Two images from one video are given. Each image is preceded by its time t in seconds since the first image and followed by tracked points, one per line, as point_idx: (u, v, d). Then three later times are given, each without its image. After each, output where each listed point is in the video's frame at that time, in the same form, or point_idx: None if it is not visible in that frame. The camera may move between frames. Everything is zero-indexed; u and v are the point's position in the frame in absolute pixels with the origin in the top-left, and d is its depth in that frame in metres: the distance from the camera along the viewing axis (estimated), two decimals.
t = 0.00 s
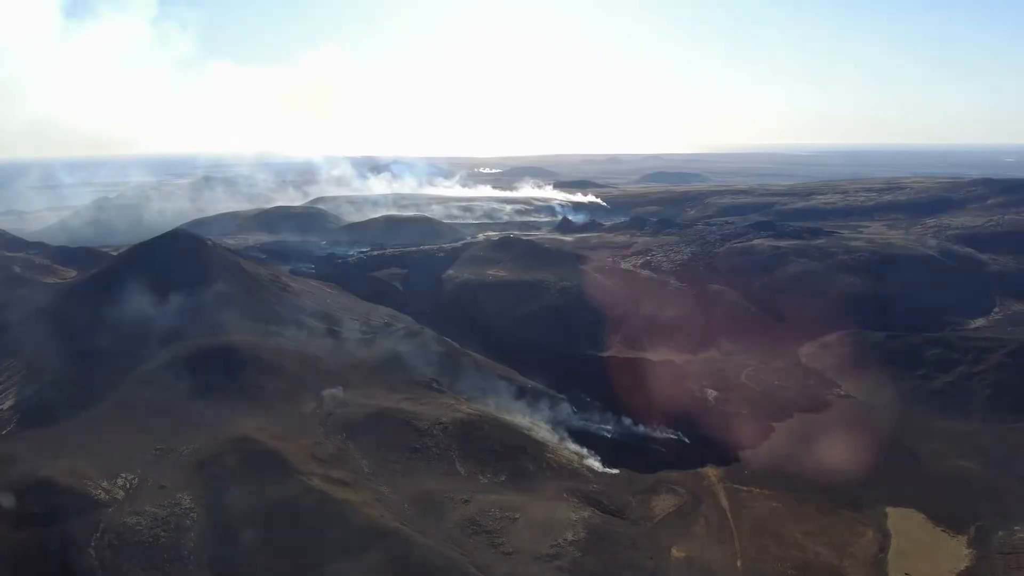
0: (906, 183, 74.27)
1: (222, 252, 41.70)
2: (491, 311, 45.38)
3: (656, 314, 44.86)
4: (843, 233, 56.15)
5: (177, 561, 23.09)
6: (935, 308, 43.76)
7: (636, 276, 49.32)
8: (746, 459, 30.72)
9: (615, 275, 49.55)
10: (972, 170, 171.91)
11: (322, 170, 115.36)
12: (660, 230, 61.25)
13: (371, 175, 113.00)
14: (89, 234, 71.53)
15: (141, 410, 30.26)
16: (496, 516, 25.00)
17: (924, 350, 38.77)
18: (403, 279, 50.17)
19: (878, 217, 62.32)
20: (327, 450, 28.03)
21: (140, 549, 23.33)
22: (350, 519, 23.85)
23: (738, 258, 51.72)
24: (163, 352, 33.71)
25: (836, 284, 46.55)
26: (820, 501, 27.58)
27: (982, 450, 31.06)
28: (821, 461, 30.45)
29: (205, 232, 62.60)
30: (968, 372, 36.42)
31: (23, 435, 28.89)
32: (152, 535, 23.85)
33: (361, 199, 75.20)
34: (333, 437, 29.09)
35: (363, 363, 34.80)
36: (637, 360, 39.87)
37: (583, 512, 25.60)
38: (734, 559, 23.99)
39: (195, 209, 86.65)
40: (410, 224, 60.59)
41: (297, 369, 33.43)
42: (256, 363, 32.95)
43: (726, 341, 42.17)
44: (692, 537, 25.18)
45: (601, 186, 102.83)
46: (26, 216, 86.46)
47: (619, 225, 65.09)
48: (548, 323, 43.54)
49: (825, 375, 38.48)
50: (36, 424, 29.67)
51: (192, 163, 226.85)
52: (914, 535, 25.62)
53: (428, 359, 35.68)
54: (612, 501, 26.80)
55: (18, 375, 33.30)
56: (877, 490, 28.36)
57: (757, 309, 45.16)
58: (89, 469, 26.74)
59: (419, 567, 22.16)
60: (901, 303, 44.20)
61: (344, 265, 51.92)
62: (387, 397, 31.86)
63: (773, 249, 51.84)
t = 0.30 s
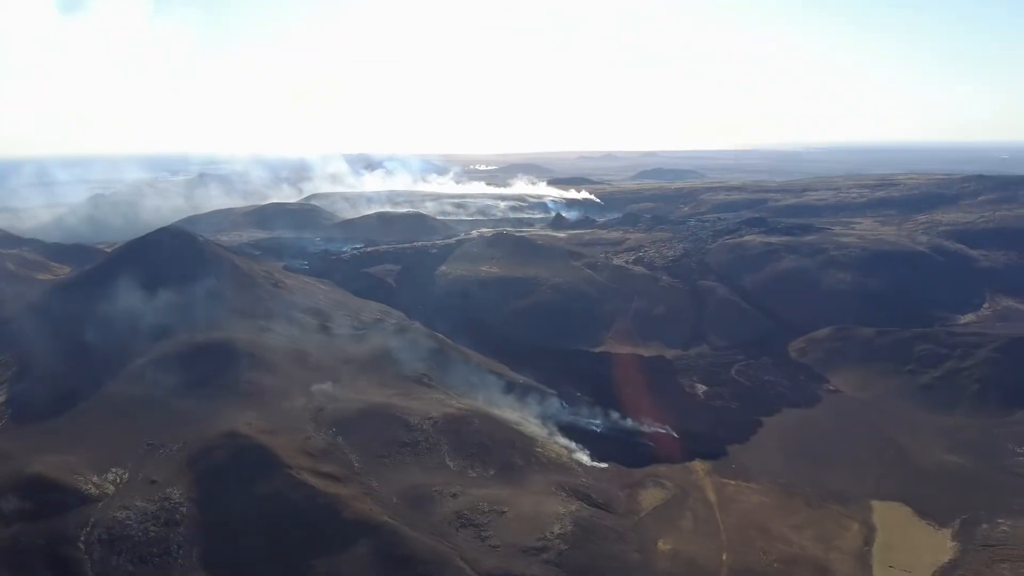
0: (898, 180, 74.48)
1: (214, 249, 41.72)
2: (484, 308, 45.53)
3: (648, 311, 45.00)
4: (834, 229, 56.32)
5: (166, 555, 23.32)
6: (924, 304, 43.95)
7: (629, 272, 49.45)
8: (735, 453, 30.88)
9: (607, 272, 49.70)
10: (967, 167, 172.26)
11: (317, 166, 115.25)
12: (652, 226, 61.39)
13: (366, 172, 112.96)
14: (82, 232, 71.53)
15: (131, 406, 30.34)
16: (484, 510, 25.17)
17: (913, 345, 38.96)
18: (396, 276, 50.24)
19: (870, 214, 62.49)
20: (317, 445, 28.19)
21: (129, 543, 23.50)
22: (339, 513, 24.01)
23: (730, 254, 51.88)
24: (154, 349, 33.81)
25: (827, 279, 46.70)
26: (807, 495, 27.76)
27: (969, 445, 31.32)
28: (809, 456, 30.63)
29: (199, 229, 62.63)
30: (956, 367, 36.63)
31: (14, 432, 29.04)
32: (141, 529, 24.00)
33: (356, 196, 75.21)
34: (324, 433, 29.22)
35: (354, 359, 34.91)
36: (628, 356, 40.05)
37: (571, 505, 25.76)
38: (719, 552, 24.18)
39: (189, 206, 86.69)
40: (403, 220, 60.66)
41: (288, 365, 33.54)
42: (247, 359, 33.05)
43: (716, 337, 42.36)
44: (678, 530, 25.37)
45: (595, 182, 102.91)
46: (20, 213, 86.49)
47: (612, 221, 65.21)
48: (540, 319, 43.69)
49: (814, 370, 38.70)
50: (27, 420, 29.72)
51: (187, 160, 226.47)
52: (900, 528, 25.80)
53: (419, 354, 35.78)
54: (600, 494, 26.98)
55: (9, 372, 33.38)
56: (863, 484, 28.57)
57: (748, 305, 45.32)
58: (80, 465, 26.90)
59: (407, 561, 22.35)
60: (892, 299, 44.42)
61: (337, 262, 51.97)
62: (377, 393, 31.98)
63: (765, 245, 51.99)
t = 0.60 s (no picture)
0: (891, 171, 74.56)
1: (204, 240, 41.63)
2: (475, 299, 45.60)
3: (639, 302, 45.10)
4: (826, 220, 56.42)
5: (155, 545, 23.61)
6: (914, 295, 44.12)
7: (620, 263, 49.50)
8: (722, 442, 31.04)
9: (598, 263, 49.75)
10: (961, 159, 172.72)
11: (310, 157, 114.97)
12: (645, 218, 61.42)
13: (360, 164, 112.74)
14: (75, 224, 71.37)
15: (121, 397, 30.37)
16: (471, 499, 25.31)
17: (902, 335, 39.11)
18: (388, 267, 50.25)
19: (863, 205, 62.59)
20: (306, 435, 28.27)
21: (118, 533, 23.69)
22: (327, 502, 24.12)
23: (722, 245, 51.94)
24: (144, 340, 33.83)
25: (818, 270, 46.80)
26: (794, 484, 27.94)
27: (955, 435, 31.53)
28: (796, 445, 30.83)
29: (191, 221, 62.53)
30: (944, 357, 36.81)
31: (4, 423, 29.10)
32: (130, 519, 24.15)
33: (349, 187, 75.08)
34: (313, 423, 29.28)
35: (344, 351, 34.96)
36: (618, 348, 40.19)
37: (558, 494, 25.90)
38: (704, 540, 24.35)
39: (182, 197, 86.48)
40: (396, 212, 60.61)
41: (278, 356, 33.60)
42: (236, 350, 33.07)
43: (707, 328, 42.49)
44: (665, 518, 25.55)
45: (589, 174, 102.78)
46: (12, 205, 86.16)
47: (605, 213, 65.22)
48: (531, 311, 43.79)
49: (804, 360, 38.86)
50: (16, 412, 29.73)
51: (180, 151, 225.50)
52: (884, 516, 26.01)
53: (408, 344, 35.80)
54: (587, 483, 27.15)
55: None
56: (849, 473, 28.77)
57: (738, 296, 45.43)
58: (69, 456, 26.99)
59: (393, 550, 22.50)
60: (881, 290, 44.57)
61: (329, 253, 51.95)
62: (367, 383, 32.04)
63: (756, 236, 52.06)
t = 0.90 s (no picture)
0: (883, 164, 74.69)
1: (195, 233, 41.60)
2: (466, 294, 45.70)
3: (630, 295, 45.21)
4: (817, 214, 56.55)
5: (143, 537, 23.77)
6: (903, 289, 44.31)
7: (611, 257, 49.61)
8: (709, 434, 31.21)
9: (590, 257, 49.85)
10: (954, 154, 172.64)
11: (304, 152, 114.83)
12: (637, 211, 61.51)
13: (354, 158, 112.69)
14: (66, 218, 71.23)
15: (110, 390, 30.41)
16: (458, 491, 25.44)
17: (890, 328, 39.31)
18: (380, 261, 50.29)
19: (854, 199, 62.75)
20: (294, 428, 28.36)
21: (106, 525, 23.82)
22: (313, 494, 24.23)
23: (713, 239, 52.07)
24: (134, 334, 33.85)
25: (808, 264, 46.96)
26: (779, 475, 28.12)
27: (940, 427, 31.79)
28: (783, 436, 31.00)
29: (183, 215, 62.47)
30: (932, 350, 37.02)
31: None
32: (118, 511, 24.27)
33: (342, 182, 75.04)
34: (301, 417, 29.37)
35: (334, 344, 35.03)
36: (608, 341, 40.34)
37: (545, 486, 26.03)
38: (689, 531, 24.49)
39: (174, 192, 86.36)
40: (388, 206, 60.59)
41: (268, 349, 33.66)
42: (225, 343, 33.14)
43: (697, 321, 42.65)
44: (650, 510, 25.72)
45: (583, 168, 102.74)
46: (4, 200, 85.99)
47: (598, 207, 65.33)
48: (522, 304, 43.93)
49: (792, 353, 39.06)
50: (4, 404, 29.72)
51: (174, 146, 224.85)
52: (868, 507, 26.24)
53: (397, 338, 35.86)
54: (574, 475, 27.29)
55: None
56: (835, 464, 28.98)
57: (728, 289, 45.57)
58: (57, 449, 27.03)
59: (380, 542, 22.64)
60: (871, 283, 44.74)
61: (321, 247, 51.96)
62: (356, 377, 32.10)
63: (747, 230, 52.18)
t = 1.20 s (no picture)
0: (875, 165, 74.98)
1: (186, 234, 41.59)
2: (458, 294, 45.79)
3: (621, 295, 45.33)
4: (809, 214, 56.74)
5: (130, 536, 23.78)
6: (893, 288, 44.51)
7: (603, 257, 49.72)
8: (698, 432, 31.31)
9: (582, 257, 49.96)
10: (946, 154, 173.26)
11: (297, 153, 114.81)
12: (629, 212, 61.65)
13: (349, 159, 112.79)
14: (59, 220, 71.13)
15: (100, 390, 30.38)
16: (446, 490, 25.50)
17: (879, 327, 39.47)
18: (372, 261, 50.34)
19: (845, 199, 62.98)
20: (283, 428, 28.39)
21: (93, 525, 23.84)
22: (301, 493, 24.26)
23: (704, 239, 52.22)
24: (124, 334, 33.84)
25: (798, 263, 47.13)
26: (766, 474, 28.22)
27: (928, 425, 31.95)
28: (771, 435, 31.12)
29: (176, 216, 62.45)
30: (921, 348, 37.19)
31: None
32: (106, 511, 24.28)
33: (335, 182, 75.08)
34: (290, 417, 29.43)
35: (324, 345, 35.06)
36: (599, 342, 40.46)
37: (533, 484, 26.10)
38: (676, 528, 24.58)
39: (167, 193, 86.32)
40: (381, 206, 60.65)
41: (258, 349, 33.72)
42: (215, 343, 33.15)
43: (687, 321, 42.80)
44: (638, 508, 25.82)
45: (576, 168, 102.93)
46: None
47: (590, 207, 65.47)
48: (513, 305, 44.04)
49: (782, 352, 39.23)
50: None
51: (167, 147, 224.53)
52: (854, 505, 26.34)
53: (386, 338, 35.90)
54: (561, 474, 27.41)
55: None
56: (822, 463, 29.09)
57: (719, 289, 45.73)
58: (45, 449, 27.01)
59: (366, 540, 22.70)
60: (861, 283, 44.94)
61: (313, 248, 52.00)
62: (346, 377, 32.13)
63: (738, 230, 52.33)
